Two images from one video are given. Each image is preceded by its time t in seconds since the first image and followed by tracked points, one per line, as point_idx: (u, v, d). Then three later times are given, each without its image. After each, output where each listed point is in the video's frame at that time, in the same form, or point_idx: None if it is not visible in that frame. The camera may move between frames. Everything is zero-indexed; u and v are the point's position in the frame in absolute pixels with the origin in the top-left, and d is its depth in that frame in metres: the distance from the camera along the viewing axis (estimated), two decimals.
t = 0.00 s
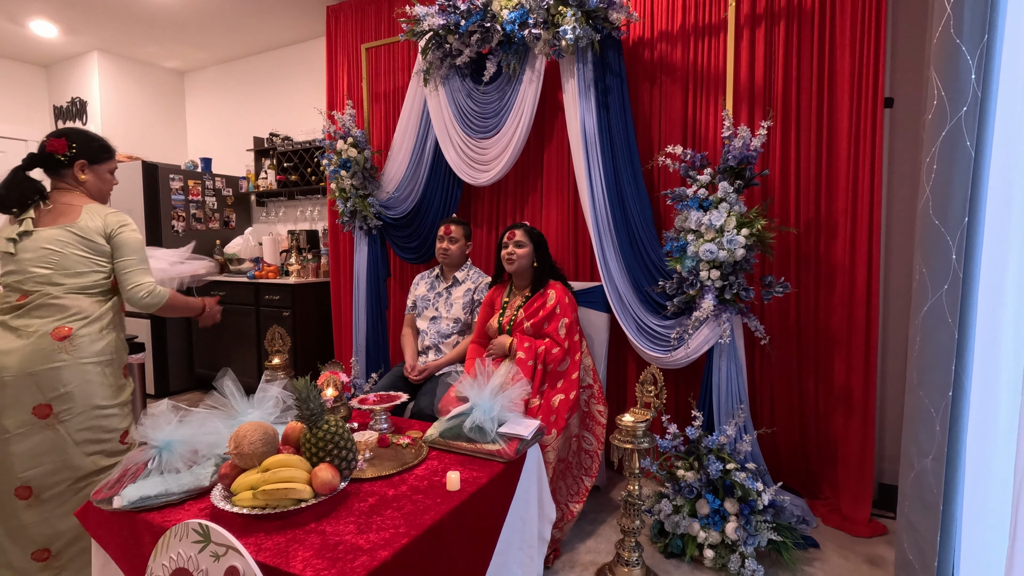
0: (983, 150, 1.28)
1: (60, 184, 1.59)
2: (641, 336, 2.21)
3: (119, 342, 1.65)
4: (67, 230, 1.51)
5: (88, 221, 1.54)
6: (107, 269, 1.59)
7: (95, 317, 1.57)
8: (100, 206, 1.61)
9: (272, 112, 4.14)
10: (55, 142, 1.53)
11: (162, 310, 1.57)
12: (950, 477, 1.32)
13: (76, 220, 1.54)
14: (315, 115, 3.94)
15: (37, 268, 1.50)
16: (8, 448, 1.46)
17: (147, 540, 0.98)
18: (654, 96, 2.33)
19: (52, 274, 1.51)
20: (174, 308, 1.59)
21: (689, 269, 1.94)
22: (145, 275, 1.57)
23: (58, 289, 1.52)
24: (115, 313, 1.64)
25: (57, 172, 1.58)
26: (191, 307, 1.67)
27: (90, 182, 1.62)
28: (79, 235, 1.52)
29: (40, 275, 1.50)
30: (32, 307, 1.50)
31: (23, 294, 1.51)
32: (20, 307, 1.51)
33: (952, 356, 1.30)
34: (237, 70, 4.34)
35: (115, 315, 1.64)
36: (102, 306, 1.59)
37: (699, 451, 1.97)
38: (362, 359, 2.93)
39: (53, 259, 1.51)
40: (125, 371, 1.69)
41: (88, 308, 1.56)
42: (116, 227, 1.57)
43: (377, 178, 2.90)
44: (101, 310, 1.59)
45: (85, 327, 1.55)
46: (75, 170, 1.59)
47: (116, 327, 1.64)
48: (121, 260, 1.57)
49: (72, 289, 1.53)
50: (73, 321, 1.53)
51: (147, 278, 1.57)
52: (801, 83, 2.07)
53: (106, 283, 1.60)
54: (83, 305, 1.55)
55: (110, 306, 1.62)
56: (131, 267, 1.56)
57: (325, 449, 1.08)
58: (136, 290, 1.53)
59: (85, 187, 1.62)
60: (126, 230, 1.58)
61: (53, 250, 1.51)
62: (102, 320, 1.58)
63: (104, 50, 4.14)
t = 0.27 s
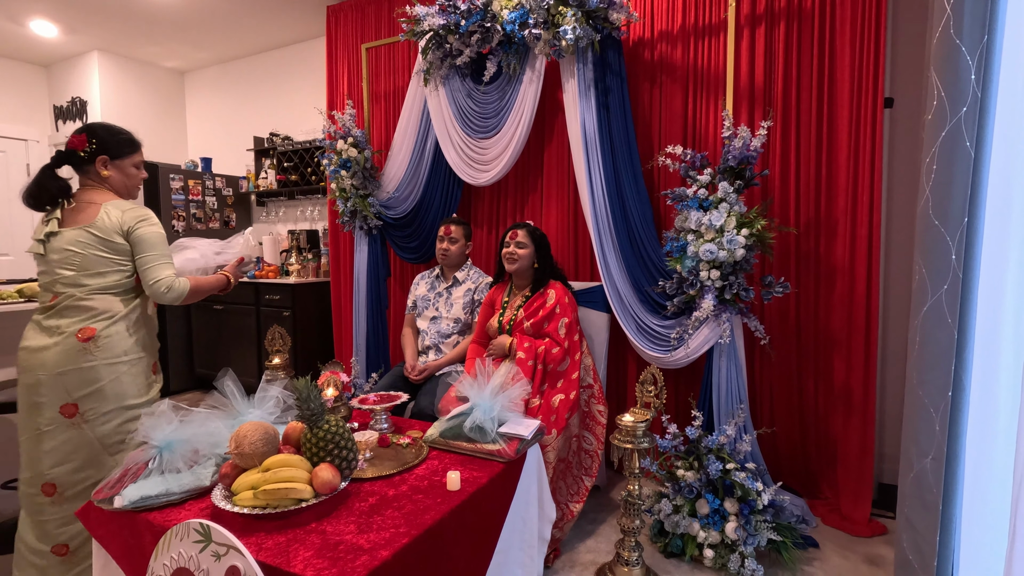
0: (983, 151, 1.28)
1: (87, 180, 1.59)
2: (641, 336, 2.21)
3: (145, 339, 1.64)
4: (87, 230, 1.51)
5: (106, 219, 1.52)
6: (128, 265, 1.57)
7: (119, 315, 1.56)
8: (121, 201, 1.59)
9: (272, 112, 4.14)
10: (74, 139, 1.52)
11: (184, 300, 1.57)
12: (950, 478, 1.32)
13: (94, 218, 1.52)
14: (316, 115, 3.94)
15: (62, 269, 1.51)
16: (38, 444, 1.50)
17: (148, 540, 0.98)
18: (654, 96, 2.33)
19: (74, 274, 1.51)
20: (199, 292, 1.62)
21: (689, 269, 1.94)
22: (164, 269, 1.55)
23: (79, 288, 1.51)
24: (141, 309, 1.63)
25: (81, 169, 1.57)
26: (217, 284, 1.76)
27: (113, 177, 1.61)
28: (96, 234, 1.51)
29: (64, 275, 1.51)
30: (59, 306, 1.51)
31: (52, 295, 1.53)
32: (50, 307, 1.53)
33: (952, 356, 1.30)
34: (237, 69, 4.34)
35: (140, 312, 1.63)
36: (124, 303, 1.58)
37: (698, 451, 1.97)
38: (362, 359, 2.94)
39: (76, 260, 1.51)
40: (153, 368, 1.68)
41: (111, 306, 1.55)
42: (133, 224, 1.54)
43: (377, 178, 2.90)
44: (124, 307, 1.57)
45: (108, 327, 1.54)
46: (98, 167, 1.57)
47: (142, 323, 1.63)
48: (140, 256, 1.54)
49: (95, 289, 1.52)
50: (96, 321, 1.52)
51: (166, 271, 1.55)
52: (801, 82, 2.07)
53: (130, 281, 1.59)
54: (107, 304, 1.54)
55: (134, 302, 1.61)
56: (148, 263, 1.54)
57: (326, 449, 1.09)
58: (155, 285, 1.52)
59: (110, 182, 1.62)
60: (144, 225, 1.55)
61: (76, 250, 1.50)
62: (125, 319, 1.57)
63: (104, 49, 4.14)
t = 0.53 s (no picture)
0: (983, 150, 1.28)
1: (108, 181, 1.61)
2: (640, 335, 2.21)
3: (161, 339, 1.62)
4: (100, 231, 1.51)
5: (117, 219, 1.52)
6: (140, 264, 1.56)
7: (133, 315, 1.55)
8: (136, 200, 1.59)
9: (271, 111, 4.14)
10: (90, 140, 1.54)
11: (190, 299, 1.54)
12: (949, 477, 1.32)
13: (109, 219, 1.53)
14: (315, 114, 3.93)
15: (83, 271, 1.54)
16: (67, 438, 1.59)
17: (147, 539, 0.98)
18: (653, 95, 2.33)
19: (92, 275, 1.53)
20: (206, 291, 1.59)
21: (688, 269, 1.94)
22: (170, 269, 1.52)
23: (97, 290, 1.53)
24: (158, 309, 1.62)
25: (102, 169, 1.59)
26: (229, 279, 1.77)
27: (131, 175, 1.61)
28: (109, 234, 1.51)
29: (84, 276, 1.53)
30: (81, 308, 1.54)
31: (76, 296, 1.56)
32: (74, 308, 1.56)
33: (951, 356, 1.30)
34: (237, 69, 4.33)
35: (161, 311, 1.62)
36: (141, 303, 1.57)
37: (698, 450, 1.97)
38: (362, 358, 2.94)
39: (93, 261, 1.52)
40: (173, 368, 1.67)
41: (127, 306, 1.54)
42: (142, 223, 1.53)
43: (377, 177, 2.90)
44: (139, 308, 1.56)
45: (123, 327, 1.54)
46: (115, 165, 1.59)
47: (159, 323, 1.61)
48: (149, 255, 1.53)
49: (110, 289, 1.53)
50: (110, 322, 1.53)
51: (172, 271, 1.52)
52: (801, 81, 2.07)
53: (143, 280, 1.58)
54: (121, 305, 1.54)
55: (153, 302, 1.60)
56: (156, 262, 1.52)
57: (325, 448, 1.08)
58: (160, 285, 1.50)
59: (129, 181, 1.63)
60: (152, 224, 1.53)
61: (92, 251, 1.52)
62: (139, 319, 1.56)
63: (103, 48, 4.14)
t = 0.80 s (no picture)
0: (982, 148, 1.28)
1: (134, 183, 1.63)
2: (640, 334, 2.21)
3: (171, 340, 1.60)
4: (117, 232, 1.53)
5: (131, 220, 1.53)
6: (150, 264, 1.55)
7: (141, 315, 1.55)
8: (154, 201, 1.58)
9: (270, 109, 4.13)
10: (114, 144, 1.57)
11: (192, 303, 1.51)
12: (948, 475, 1.32)
13: (125, 220, 1.54)
14: (314, 112, 3.92)
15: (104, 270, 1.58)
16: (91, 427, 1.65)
17: (146, 538, 0.98)
18: (653, 94, 2.33)
19: (110, 274, 1.55)
20: (211, 295, 1.55)
21: (688, 267, 1.94)
22: (175, 271, 1.50)
23: (113, 289, 1.56)
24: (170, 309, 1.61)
25: (127, 173, 1.61)
26: (237, 289, 1.62)
27: (155, 177, 1.62)
28: (122, 236, 1.52)
29: (104, 276, 1.57)
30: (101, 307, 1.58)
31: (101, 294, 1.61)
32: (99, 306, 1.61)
33: (950, 354, 1.30)
34: (236, 67, 4.32)
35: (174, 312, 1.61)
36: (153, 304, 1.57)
37: (697, 449, 1.98)
38: (361, 357, 2.94)
39: (110, 261, 1.55)
40: (187, 368, 1.65)
41: (138, 306, 1.55)
42: (152, 224, 1.51)
43: (377, 175, 2.90)
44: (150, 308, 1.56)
45: (133, 327, 1.54)
46: (138, 168, 1.60)
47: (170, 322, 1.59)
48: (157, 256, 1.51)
49: (124, 289, 1.55)
50: (120, 321, 1.54)
51: (177, 274, 1.50)
52: (801, 79, 2.07)
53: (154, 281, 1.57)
54: (132, 304, 1.55)
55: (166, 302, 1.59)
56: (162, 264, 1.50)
57: (325, 447, 1.08)
58: (164, 287, 1.49)
59: (154, 183, 1.63)
60: (160, 225, 1.51)
61: (109, 252, 1.54)
62: (148, 319, 1.56)
63: (102, 46, 4.13)
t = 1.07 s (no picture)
0: (981, 147, 1.28)
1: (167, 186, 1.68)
2: (639, 332, 2.21)
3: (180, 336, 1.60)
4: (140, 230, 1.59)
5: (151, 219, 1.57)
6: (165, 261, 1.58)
7: (153, 311, 1.58)
8: (178, 201, 1.61)
9: (269, 107, 4.12)
10: (149, 150, 1.65)
11: (199, 301, 1.52)
12: (947, 474, 1.33)
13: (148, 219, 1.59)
14: (313, 110, 3.92)
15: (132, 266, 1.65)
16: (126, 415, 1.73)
17: (146, 536, 0.98)
18: (652, 92, 2.32)
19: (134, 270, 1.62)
20: (220, 294, 1.54)
21: (687, 266, 1.94)
22: (181, 270, 1.51)
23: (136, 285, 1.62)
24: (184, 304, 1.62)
25: (162, 176, 1.67)
26: (246, 292, 1.58)
27: (186, 180, 1.67)
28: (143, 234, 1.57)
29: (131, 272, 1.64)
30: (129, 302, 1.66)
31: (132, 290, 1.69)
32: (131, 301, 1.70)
33: (949, 353, 1.31)
34: (234, 65, 4.31)
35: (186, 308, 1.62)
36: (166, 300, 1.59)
37: (696, 447, 1.98)
38: (360, 355, 2.94)
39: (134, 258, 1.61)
40: (200, 364, 1.65)
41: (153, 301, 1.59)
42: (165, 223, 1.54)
43: (376, 174, 2.90)
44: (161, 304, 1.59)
45: (145, 321, 1.58)
46: (171, 171, 1.65)
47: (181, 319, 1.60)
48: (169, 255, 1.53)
49: (142, 285, 1.60)
50: (135, 316, 1.60)
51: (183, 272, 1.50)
52: (800, 77, 2.07)
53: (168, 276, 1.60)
54: (147, 299, 1.59)
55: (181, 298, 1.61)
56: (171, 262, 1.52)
57: (323, 445, 1.08)
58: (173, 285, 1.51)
59: (186, 186, 1.68)
60: (170, 225, 1.53)
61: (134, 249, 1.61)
62: (156, 314, 1.58)
63: (100, 44, 4.12)
